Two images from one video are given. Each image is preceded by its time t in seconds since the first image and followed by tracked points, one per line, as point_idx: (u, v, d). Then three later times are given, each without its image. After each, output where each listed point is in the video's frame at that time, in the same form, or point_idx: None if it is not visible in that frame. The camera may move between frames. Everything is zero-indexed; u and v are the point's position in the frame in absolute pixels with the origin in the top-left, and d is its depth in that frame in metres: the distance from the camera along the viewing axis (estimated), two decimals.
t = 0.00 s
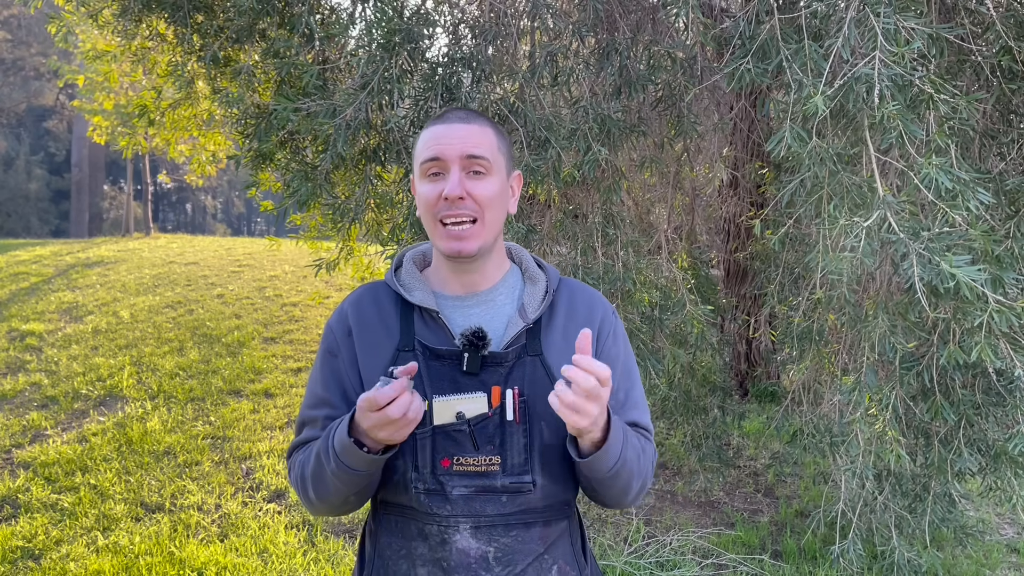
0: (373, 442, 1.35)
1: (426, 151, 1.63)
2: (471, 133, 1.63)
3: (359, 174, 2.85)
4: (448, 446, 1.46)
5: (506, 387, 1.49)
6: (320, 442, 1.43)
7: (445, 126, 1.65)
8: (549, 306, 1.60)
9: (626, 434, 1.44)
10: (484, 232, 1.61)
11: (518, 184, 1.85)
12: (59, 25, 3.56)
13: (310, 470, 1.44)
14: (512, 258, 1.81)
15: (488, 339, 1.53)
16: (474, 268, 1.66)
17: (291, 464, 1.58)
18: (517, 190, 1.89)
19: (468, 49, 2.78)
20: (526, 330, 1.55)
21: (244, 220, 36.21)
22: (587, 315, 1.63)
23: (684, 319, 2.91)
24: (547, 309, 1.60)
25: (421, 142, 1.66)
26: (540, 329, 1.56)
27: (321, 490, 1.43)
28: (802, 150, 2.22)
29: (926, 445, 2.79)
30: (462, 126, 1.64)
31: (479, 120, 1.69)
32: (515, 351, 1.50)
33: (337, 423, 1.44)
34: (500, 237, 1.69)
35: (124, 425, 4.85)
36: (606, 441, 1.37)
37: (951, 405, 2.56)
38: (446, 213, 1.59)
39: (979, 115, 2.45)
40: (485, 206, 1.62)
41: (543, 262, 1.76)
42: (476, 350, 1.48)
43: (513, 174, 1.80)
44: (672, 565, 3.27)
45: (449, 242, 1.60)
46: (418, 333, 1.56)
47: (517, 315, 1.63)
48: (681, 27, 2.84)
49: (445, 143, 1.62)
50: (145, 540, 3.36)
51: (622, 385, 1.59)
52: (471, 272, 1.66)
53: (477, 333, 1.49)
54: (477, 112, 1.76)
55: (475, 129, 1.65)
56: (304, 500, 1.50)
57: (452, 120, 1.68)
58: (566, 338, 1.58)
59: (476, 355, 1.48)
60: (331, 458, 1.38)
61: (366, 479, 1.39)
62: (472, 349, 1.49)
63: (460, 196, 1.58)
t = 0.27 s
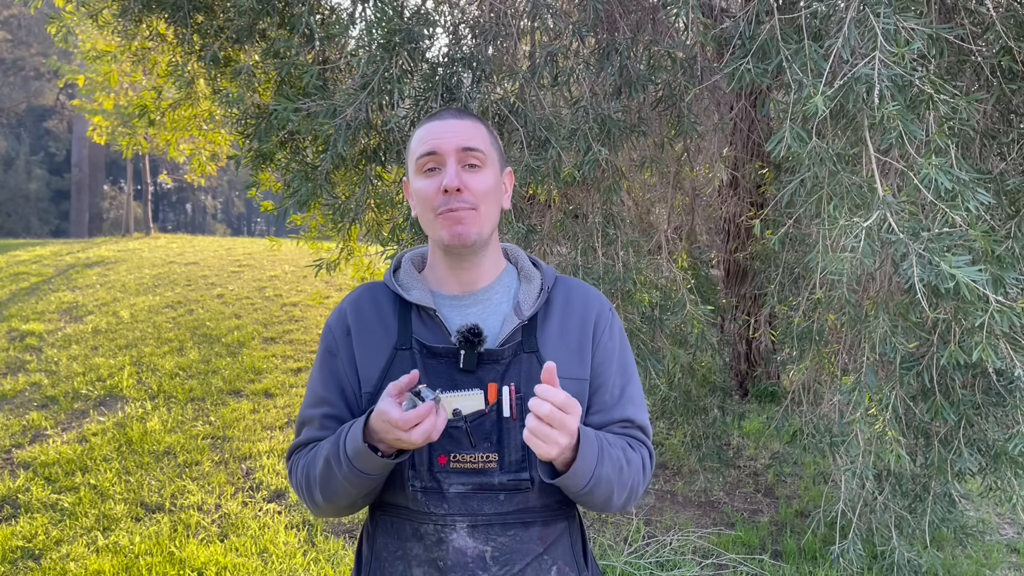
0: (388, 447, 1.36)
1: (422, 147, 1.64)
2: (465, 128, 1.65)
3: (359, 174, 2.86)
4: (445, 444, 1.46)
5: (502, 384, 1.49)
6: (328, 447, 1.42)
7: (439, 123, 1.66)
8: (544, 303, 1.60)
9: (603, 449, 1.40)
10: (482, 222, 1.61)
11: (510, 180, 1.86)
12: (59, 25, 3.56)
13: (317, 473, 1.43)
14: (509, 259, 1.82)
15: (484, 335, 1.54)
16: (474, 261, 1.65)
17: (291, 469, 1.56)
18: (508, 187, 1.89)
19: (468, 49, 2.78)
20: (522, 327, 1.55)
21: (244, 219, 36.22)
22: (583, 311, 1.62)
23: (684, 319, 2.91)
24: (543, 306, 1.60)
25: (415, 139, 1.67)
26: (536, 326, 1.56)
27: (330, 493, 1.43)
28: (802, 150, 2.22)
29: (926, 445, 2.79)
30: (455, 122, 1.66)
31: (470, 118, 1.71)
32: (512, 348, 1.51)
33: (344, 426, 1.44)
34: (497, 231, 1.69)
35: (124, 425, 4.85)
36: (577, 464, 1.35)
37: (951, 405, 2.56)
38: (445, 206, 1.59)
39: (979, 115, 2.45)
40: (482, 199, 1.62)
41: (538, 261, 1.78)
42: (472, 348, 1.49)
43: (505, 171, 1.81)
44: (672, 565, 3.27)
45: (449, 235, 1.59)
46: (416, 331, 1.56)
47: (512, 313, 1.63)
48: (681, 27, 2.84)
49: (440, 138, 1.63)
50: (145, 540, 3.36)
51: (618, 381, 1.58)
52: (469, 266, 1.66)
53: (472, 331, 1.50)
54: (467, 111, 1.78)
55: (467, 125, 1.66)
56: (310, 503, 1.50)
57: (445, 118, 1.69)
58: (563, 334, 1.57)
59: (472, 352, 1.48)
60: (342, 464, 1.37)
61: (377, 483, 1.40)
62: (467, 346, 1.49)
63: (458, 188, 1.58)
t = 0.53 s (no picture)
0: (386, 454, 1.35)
1: (426, 152, 1.64)
2: (469, 134, 1.65)
3: (359, 174, 2.86)
4: (445, 442, 1.47)
5: (503, 383, 1.50)
6: (329, 453, 1.42)
7: (444, 128, 1.66)
8: (544, 307, 1.61)
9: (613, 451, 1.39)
10: (484, 231, 1.63)
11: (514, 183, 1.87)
12: (59, 25, 3.56)
13: (316, 479, 1.43)
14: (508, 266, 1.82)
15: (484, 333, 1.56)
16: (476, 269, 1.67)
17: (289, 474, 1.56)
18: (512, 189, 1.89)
19: (468, 50, 2.78)
20: (523, 326, 1.56)
21: (244, 219, 36.22)
22: (583, 311, 1.63)
23: (684, 319, 2.91)
24: (543, 310, 1.60)
25: (420, 143, 1.67)
26: (536, 325, 1.57)
27: (326, 501, 1.42)
28: (803, 151, 2.22)
29: (926, 445, 2.79)
30: (461, 128, 1.66)
31: (475, 122, 1.70)
32: (512, 347, 1.51)
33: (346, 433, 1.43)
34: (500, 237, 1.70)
35: (124, 425, 4.85)
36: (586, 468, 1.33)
37: (951, 405, 2.56)
38: (449, 214, 1.60)
39: (979, 115, 2.45)
40: (486, 206, 1.63)
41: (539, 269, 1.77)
42: (473, 344, 1.51)
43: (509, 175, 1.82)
44: (672, 565, 3.27)
45: (452, 244, 1.61)
46: (416, 333, 1.56)
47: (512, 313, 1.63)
48: (681, 27, 2.84)
49: (445, 144, 1.63)
50: (145, 541, 3.36)
51: (621, 380, 1.57)
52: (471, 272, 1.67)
53: (473, 327, 1.54)
54: (471, 113, 1.77)
55: (472, 130, 1.66)
56: (305, 509, 1.49)
57: (450, 122, 1.69)
58: (564, 334, 1.58)
59: (472, 350, 1.49)
60: (341, 470, 1.37)
61: (375, 493, 1.38)
62: (468, 342, 1.51)
63: (463, 197, 1.59)
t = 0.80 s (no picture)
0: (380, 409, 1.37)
1: (432, 143, 1.66)
2: (476, 126, 1.67)
3: (360, 174, 2.86)
4: (448, 446, 1.47)
5: (507, 386, 1.49)
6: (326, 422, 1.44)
7: (451, 121, 1.69)
8: (551, 306, 1.61)
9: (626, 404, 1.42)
10: (489, 219, 1.61)
11: (519, 184, 1.88)
12: (59, 25, 3.56)
13: (314, 451, 1.44)
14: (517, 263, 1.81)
15: (489, 335, 1.55)
16: (479, 259, 1.65)
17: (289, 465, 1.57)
18: (518, 189, 1.90)
19: (469, 50, 2.78)
20: (528, 328, 1.55)
21: (244, 219, 36.21)
22: (592, 313, 1.64)
23: (685, 319, 2.91)
24: (551, 306, 1.60)
25: (427, 136, 1.70)
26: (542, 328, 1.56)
27: (322, 472, 1.42)
28: (803, 151, 2.22)
29: (926, 445, 2.79)
30: (467, 120, 1.68)
31: (482, 118, 1.73)
32: (517, 349, 1.51)
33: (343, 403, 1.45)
34: (505, 230, 1.69)
35: (124, 424, 4.85)
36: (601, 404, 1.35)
37: (951, 405, 2.56)
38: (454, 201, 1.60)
39: (980, 115, 2.45)
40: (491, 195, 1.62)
41: (547, 266, 1.76)
42: (477, 346, 1.50)
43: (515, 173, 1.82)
44: (672, 565, 3.27)
45: (456, 230, 1.59)
46: (421, 333, 1.57)
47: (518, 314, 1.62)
48: (682, 27, 2.84)
49: (452, 135, 1.65)
50: (145, 540, 3.36)
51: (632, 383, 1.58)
52: (475, 264, 1.66)
53: (478, 329, 1.52)
54: (479, 111, 1.80)
55: (479, 123, 1.69)
56: (303, 489, 1.49)
57: (457, 117, 1.72)
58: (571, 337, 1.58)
59: (476, 352, 1.49)
60: (335, 431, 1.38)
61: (366, 459, 1.38)
62: (472, 344, 1.50)
63: (467, 184, 1.59)
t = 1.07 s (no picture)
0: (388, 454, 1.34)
1: (440, 137, 1.64)
2: (485, 121, 1.65)
3: (360, 174, 2.86)
4: (453, 448, 1.47)
5: (513, 388, 1.48)
6: (337, 446, 1.42)
7: (461, 114, 1.67)
8: (558, 303, 1.60)
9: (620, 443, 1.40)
10: (494, 218, 1.61)
11: (531, 177, 1.86)
12: (59, 25, 3.56)
13: (324, 472, 1.43)
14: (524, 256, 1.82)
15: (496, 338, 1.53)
16: (485, 258, 1.65)
17: (296, 462, 1.56)
18: (529, 183, 1.89)
19: (469, 50, 2.78)
20: (535, 329, 1.55)
21: (243, 220, 36.20)
22: (599, 309, 1.62)
23: (685, 319, 2.91)
24: (556, 306, 1.60)
25: (436, 129, 1.68)
26: (548, 328, 1.56)
27: (334, 494, 1.43)
28: (803, 151, 2.22)
29: (926, 445, 2.79)
30: (478, 114, 1.66)
31: (493, 110, 1.70)
32: (524, 351, 1.50)
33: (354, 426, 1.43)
34: (512, 228, 1.68)
35: (124, 424, 4.85)
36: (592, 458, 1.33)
37: (951, 405, 2.56)
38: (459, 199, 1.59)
39: (980, 115, 2.45)
40: (498, 193, 1.61)
41: (551, 258, 1.77)
42: (483, 351, 1.48)
43: (526, 167, 1.81)
44: (672, 565, 3.27)
45: (461, 229, 1.59)
46: (427, 329, 1.56)
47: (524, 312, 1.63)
48: (682, 27, 2.84)
49: (460, 129, 1.64)
50: (145, 540, 3.36)
51: (634, 381, 1.58)
52: (480, 262, 1.65)
53: (483, 333, 1.50)
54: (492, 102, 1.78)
55: (489, 117, 1.66)
56: (313, 500, 1.49)
57: (468, 109, 1.69)
58: (578, 336, 1.57)
59: (483, 355, 1.48)
60: (347, 466, 1.37)
61: (380, 489, 1.39)
62: (478, 349, 1.49)
63: (473, 181, 1.58)
